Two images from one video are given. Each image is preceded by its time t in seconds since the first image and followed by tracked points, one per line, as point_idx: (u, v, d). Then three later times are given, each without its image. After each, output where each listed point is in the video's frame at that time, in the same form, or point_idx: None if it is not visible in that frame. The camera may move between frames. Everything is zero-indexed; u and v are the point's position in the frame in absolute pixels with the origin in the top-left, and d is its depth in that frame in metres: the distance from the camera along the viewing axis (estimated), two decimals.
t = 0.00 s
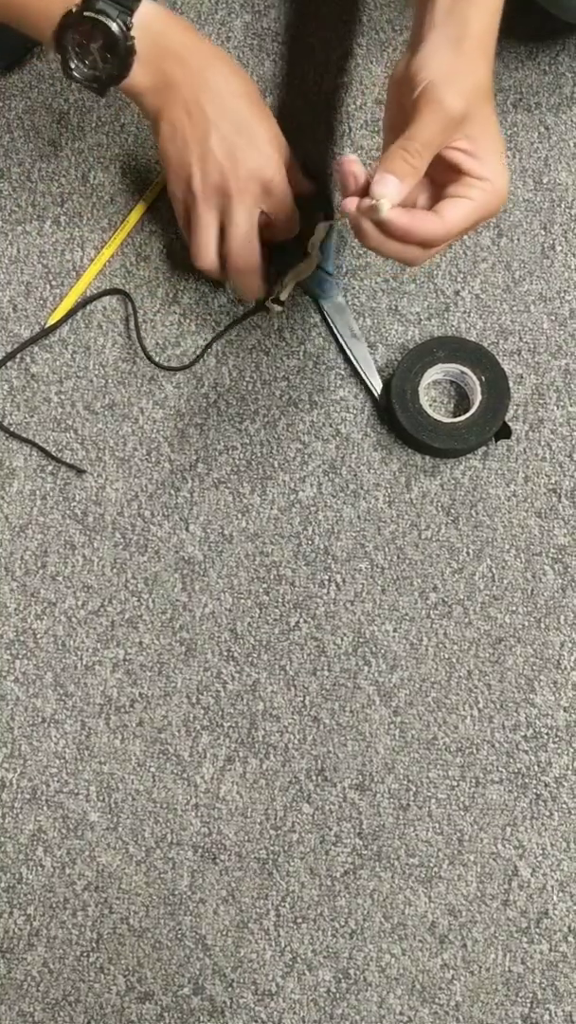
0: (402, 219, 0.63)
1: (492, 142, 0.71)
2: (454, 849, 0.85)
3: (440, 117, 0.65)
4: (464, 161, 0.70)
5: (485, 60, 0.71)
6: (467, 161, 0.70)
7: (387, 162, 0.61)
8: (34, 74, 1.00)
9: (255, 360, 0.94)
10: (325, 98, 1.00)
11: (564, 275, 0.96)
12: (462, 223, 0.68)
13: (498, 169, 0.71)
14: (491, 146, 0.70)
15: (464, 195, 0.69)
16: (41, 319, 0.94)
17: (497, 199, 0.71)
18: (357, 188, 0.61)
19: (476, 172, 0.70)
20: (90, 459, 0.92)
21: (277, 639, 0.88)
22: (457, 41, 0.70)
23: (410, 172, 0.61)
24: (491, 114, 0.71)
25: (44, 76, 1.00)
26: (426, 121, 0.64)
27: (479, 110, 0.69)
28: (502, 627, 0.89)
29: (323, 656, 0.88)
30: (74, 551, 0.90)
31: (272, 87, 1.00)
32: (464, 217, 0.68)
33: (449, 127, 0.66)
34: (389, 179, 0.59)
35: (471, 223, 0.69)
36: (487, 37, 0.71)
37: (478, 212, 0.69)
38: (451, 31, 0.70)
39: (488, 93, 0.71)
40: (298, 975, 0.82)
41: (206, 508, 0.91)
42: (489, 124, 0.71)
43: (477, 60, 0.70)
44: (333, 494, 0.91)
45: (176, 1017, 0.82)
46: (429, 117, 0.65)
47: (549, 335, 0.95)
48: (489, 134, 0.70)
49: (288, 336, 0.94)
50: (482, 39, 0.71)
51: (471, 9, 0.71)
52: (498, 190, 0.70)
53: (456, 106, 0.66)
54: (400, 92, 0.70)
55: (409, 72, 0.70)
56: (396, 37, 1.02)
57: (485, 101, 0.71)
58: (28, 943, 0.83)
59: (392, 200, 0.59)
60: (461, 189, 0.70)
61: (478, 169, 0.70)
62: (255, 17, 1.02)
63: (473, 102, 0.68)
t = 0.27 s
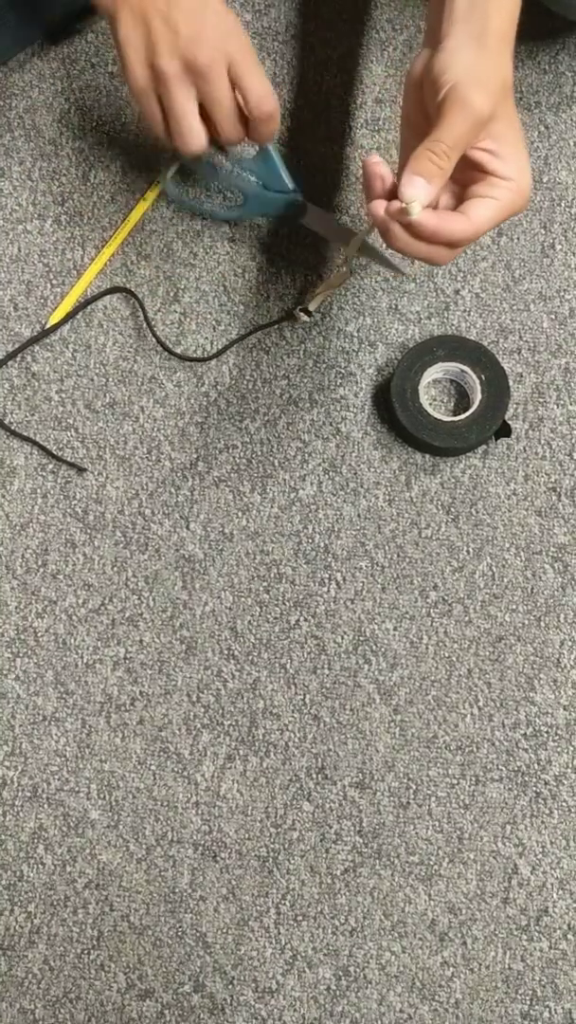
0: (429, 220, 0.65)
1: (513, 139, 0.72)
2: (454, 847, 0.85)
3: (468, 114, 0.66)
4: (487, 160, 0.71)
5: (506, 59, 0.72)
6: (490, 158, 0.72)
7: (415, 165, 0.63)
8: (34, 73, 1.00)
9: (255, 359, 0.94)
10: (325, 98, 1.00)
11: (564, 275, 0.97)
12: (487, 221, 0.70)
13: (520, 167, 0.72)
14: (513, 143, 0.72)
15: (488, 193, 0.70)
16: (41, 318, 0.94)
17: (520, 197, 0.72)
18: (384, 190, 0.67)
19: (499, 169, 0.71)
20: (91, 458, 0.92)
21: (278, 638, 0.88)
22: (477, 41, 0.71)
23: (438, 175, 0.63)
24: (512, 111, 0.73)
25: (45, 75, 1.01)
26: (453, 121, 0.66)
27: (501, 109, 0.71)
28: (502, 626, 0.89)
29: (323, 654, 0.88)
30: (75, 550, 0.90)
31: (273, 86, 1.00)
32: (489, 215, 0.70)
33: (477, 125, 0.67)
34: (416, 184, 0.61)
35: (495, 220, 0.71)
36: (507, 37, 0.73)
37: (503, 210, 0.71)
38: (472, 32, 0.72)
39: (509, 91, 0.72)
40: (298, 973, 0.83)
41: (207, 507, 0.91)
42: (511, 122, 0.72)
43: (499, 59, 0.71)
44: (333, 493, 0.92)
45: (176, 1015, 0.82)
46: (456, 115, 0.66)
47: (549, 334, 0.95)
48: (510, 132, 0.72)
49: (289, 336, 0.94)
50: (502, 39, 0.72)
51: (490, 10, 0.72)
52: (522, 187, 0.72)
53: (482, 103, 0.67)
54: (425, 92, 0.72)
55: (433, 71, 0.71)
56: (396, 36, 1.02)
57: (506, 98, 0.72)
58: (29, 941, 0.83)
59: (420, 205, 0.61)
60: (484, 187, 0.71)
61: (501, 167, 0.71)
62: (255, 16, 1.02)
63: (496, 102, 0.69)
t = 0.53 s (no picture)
0: (423, 210, 0.65)
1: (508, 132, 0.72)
2: (454, 848, 0.85)
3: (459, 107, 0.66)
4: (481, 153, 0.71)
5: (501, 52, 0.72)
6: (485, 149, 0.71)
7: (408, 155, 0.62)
8: (33, 72, 1.00)
9: (254, 359, 0.94)
10: (325, 97, 1.00)
11: (564, 274, 0.96)
12: (481, 213, 0.69)
13: (516, 160, 0.72)
14: (508, 135, 0.72)
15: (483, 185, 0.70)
16: (40, 317, 0.94)
17: (516, 189, 0.72)
18: (377, 177, 0.65)
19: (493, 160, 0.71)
20: (89, 457, 0.92)
21: (277, 638, 0.88)
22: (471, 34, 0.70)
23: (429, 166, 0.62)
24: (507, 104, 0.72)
25: (44, 74, 1.00)
26: (446, 112, 0.65)
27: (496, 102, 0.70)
28: (502, 626, 0.89)
29: (323, 655, 0.88)
30: (74, 550, 0.90)
31: (272, 85, 1.00)
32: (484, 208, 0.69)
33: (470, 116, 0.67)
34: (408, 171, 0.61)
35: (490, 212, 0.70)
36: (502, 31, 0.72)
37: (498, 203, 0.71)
38: (467, 25, 0.71)
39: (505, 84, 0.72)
40: (298, 974, 0.82)
41: (206, 507, 0.91)
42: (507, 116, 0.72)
43: (494, 52, 0.70)
44: (333, 493, 0.91)
45: (175, 1017, 0.81)
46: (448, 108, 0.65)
47: (549, 334, 0.95)
48: (505, 125, 0.72)
49: (288, 335, 0.94)
50: (497, 33, 0.72)
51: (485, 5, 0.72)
52: (517, 180, 0.72)
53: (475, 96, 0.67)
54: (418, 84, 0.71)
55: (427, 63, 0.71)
56: (396, 35, 1.02)
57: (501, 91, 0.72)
58: (27, 942, 0.82)
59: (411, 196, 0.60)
60: (479, 180, 0.71)
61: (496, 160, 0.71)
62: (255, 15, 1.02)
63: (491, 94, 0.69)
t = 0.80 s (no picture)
0: (427, 194, 0.64)
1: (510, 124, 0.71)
2: (453, 848, 0.84)
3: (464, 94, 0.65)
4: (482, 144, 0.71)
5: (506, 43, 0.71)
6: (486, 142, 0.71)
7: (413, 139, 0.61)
8: (32, 72, 1.00)
9: (253, 359, 0.94)
10: (324, 96, 1.00)
11: (563, 274, 0.96)
12: (481, 203, 0.69)
13: (517, 152, 0.72)
14: (511, 127, 0.71)
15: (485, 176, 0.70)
16: (39, 317, 0.94)
17: (515, 182, 0.72)
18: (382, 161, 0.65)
19: (494, 154, 0.71)
20: (88, 457, 0.92)
21: (276, 639, 0.88)
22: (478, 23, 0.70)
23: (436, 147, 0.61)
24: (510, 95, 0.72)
25: (43, 74, 1.00)
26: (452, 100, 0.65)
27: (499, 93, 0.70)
28: (501, 626, 0.89)
29: (322, 655, 0.88)
30: (73, 550, 0.90)
31: (272, 84, 1.00)
32: (485, 198, 0.69)
33: (475, 105, 0.66)
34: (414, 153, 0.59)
35: (489, 204, 0.70)
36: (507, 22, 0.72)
37: (498, 194, 0.70)
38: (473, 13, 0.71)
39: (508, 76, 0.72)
40: (297, 974, 0.82)
41: (205, 507, 0.91)
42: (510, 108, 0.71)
43: (499, 42, 0.70)
44: (332, 493, 0.91)
45: (174, 1017, 0.81)
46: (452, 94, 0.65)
47: (548, 334, 0.95)
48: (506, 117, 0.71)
49: (287, 335, 0.94)
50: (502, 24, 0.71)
51: None
52: (517, 172, 0.71)
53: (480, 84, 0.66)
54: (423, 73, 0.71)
55: (433, 53, 0.70)
56: (395, 35, 1.02)
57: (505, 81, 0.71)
58: (26, 942, 0.82)
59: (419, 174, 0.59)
60: (480, 171, 0.70)
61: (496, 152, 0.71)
62: (254, 14, 1.02)
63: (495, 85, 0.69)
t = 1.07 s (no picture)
0: (430, 219, 0.65)
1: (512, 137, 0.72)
2: (451, 846, 0.85)
3: (466, 109, 0.66)
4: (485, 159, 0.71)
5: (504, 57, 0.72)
6: (489, 157, 0.72)
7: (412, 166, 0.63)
8: (31, 72, 1.00)
9: (252, 358, 0.94)
10: (323, 96, 1.00)
11: (562, 273, 0.96)
12: (486, 220, 0.70)
13: (519, 165, 0.72)
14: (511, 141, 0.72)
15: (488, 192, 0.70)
16: (38, 317, 0.94)
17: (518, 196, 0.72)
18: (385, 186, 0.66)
19: (497, 168, 0.72)
20: (87, 456, 0.92)
21: (274, 638, 0.88)
22: (477, 37, 0.71)
23: (433, 169, 0.63)
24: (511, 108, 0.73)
25: (42, 74, 1.01)
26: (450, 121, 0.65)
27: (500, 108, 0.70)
28: (500, 625, 0.89)
29: (320, 654, 0.88)
30: (71, 549, 0.90)
31: (270, 84, 1.00)
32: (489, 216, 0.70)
33: (475, 124, 0.67)
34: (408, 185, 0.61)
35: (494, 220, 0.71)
36: (505, 35, 0.72)
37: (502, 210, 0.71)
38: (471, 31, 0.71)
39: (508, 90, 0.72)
40: (295, 973, 0.82)
41: (203, 506, 0.91)
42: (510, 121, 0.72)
43: (497, 58, 0.70)
44: (330, 492, 0.91)
45: (172, 1016, 0.81)
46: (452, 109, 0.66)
47: (546, 333, 0.95)
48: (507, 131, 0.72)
49: (286, 334, 0.94)
50: (500, 38, 0.72)
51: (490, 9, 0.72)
52: (519, 186, 0.72)
53: (481, 99, 0.67)
54: (422, 90, 0.72)
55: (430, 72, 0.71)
56: (393, 34, 1.02)
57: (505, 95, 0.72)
58: (25, 941, 0.82)
59: (413, 200, 0.61)
60: (483, 186, 0.71)
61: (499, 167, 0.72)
62: (252, 15, 1.02)
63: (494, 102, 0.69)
